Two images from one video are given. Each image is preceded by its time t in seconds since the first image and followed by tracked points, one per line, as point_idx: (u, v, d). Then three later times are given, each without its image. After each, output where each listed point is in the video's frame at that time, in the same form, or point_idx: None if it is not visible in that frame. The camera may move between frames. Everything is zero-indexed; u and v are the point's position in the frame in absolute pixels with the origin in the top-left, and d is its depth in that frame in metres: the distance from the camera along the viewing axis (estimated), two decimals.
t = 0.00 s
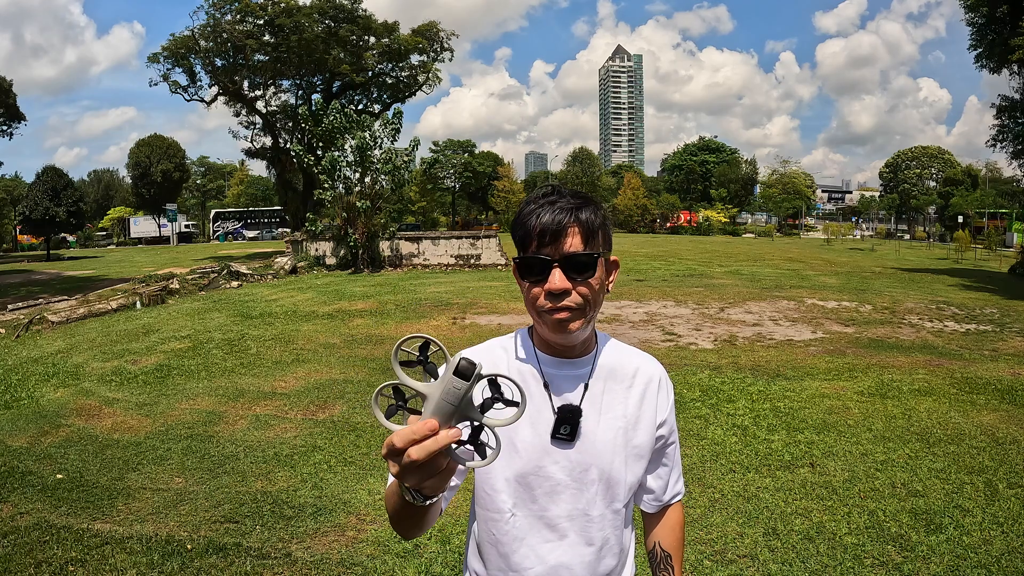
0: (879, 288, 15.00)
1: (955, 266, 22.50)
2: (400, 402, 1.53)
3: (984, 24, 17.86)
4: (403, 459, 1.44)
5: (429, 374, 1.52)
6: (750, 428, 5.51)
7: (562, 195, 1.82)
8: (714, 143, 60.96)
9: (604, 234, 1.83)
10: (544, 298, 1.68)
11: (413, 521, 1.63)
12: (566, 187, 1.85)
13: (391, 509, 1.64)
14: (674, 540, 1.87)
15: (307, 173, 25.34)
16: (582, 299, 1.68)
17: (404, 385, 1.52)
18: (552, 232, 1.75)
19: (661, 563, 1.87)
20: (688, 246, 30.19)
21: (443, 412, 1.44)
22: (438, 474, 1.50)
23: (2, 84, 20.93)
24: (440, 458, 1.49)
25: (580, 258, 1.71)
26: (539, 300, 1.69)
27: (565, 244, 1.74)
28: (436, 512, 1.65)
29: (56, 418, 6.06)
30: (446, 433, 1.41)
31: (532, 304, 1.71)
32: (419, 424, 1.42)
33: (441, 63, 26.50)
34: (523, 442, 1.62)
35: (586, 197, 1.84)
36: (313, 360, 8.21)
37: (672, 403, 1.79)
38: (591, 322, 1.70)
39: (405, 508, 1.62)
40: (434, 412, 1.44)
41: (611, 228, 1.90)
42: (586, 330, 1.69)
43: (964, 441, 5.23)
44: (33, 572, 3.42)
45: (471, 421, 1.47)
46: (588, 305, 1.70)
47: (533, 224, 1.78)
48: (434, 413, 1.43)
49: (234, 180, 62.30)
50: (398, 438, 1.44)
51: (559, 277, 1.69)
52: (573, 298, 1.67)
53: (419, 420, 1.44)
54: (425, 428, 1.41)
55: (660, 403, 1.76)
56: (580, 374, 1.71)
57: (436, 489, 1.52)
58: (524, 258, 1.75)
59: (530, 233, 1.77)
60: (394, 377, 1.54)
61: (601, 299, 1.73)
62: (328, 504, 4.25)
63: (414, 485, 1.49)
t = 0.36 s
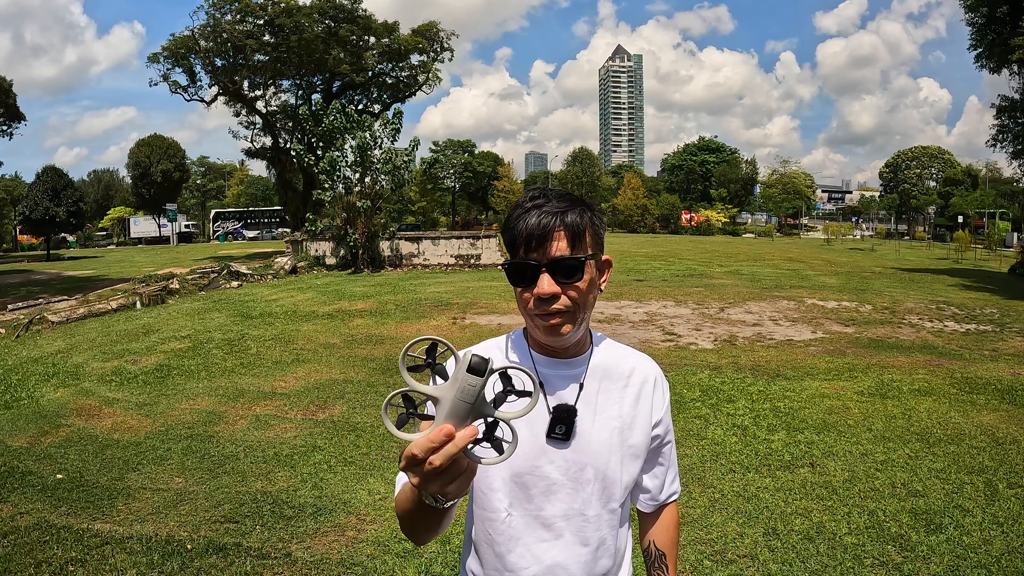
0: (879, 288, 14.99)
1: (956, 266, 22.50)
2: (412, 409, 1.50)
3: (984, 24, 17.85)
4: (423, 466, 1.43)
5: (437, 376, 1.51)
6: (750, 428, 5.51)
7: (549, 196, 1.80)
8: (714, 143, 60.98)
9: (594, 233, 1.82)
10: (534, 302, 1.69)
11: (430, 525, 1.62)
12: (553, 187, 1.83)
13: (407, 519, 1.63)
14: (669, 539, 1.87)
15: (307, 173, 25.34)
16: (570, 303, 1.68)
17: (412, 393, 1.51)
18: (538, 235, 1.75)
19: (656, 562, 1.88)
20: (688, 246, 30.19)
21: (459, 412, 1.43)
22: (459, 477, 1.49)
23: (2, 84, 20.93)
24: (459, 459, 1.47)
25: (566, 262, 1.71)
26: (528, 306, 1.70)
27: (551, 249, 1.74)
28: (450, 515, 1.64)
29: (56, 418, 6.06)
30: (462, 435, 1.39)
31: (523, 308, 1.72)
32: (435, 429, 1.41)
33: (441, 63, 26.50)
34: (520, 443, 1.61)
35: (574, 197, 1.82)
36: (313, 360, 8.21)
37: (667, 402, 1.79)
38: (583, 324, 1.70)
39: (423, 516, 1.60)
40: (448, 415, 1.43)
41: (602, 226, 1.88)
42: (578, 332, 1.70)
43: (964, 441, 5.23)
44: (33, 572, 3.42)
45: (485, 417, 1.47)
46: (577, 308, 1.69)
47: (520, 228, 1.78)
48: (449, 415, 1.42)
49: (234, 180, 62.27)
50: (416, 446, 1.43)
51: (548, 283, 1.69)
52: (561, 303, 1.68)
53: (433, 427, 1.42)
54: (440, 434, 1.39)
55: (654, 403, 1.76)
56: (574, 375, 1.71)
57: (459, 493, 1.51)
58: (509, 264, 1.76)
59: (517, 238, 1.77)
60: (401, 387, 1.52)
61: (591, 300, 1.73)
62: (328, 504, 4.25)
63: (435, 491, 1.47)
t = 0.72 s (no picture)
0: (879, 288, 14.99)
1: (955, 266, 22.50)
2: (358, 386, 1.52)
3: (984, 24, 17.84)
4: (387, 440, 1.39)
5: (372, 346, 1.50)
6: (750, 428, 5.51)
7: (583, 198, 1.82)
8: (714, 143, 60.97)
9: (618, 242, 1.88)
10: (566, 299, 1.67)
11: (410, 516, 1.58)
12: (584, 191, 1.85)
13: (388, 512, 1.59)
14: (667, 535, 1.88)
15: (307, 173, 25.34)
16: (601, 303, 1.70)
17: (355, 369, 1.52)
18: (579, 234, 1.74)
19: (655, 558, 1.88)
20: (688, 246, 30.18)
21: (404, 373, 1.41)
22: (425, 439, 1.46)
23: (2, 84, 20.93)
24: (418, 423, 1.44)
25: (604, 264, 1.73)
26: (560, 300, 1.67)
27: (590, 249, 1.74)
28: (426, 506, 1.59)
29: (56, 418, 6.06)
30: (415, 394, 1.38)
31: (550, 303, 1.68)
32: (388, 396, 1.38)
33: (441, 63, 26.50)
34: (522, 444, 1.61)
35: (604, 203, 1.86)
36: (313, 360, 8.21)
37: (665, 399, 1.81)
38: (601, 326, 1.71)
39: (404, 504, 1.56)
40: (395, 379, 1.42)
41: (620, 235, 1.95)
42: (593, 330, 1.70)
43: (964, 441, 5.23)
44: (33, 572, 3.42)
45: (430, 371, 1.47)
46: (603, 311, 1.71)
47: (558, 224, 1.76)
48: (396, 379, 1.41)
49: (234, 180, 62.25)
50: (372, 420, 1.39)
51: (583, 280, 1.68)
52: (594, 302, 1.68)
53: (385, 393, 1.40)
54: (394, 398, 1.36)
55: (653, 399, 1.77)
56: (576, 375, 1.70)
57: (427, 460, 1.47)
58: (545, 257, 1.72)
59: (555, 232, 1.75)
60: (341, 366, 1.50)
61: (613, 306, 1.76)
62: (327, 504, 4.25)
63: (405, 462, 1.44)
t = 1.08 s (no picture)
0: (879, 288, 15.00)
1: (955, 266, 22.49)
2: (356, 397, 1.52)
3: (984, 24, 17.84)
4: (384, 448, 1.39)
5: (369, 356, 1.48)
6: (750, 428, 5.52)
7: (590, 199, 1.82)
8: (714, 143, 61.05)
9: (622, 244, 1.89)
10: (573, 298, 1.67)
11: (405, 513, 1.57)
12: (586, 190, 1.85)
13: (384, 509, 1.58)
14: (665, 532, 1.88)
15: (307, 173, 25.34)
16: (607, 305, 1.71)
17: (352, 378, 1.51)
18: (587, 236, 1.74)
19: (653, 556, 1.89)
20: (688, 246, 30.19)
21: (403, 384, 1.39)
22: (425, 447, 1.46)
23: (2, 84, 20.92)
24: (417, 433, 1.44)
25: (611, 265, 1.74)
26: (566, 301, 1.67)
27: (597, 250, 1.75)
28: (422, 502, 1.59)
29: (56, 418, 6.06)
30: (414, 405, 1.37)
31: (556, 304, 1.68)
32: (385, 406, 1.37)
33: (441, 63, 26.50)
34: (523, 442, 1.60)
35: (609, 206, 1.87)
36: (313, 360, 8.20)
37: (665, 399, 1.81)
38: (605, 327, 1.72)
39: (400, 504, 1.56)
40: (394, 390, 1.38)
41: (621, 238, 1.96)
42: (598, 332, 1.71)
43: (964, 441, 5.23)
44: (33, 572, 3.42)
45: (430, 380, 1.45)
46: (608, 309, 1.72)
47: (565, 224, 1.75)
48: (393, 389, 1.38)
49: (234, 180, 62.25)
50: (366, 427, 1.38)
51: (591, 280, 1.69)
52: (600, 302, 1.68)
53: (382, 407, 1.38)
54: (393, 409, 1.35)
55: (653, 399, 1.78)
56: (577, 374, 1.70)
57: (426, 469, 1.48)
58: (553, 257, 1.71)
59: (561, 233, 1.74)
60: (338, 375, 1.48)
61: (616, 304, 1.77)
62: (327, 504, 4.25)
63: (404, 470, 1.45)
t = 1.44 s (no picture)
0: (879, 288, 14.99)
1: (956, 266, 22.48)
2: (403, 407, 1.52)
3: (984, 24, 17.83)
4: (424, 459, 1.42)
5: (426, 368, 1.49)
6: (750, 428, 5.51)
7: (565, 195, 1.82)
8: (714, 143, 61.06)
9: (605, 236, 1.85)
10: (547, 295, 1.68)
11: (417, 517, 1.60)
12: (569, 188, 1.85)
13: (391, 511, 1.60)
14: (669, 535, 1.88)
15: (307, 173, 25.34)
16: (583, 298, 1.69)
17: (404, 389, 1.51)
18: (558, 231, 1.75)
19: (656, 558, 1.88)
20: (688, 246, 30.18)
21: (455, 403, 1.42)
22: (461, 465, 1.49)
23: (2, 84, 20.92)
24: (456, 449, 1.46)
25: (583, 257, 1.72)
26: (540, 297, 1.69)
27: (570, 243, 1.74)
28: (429, 506, 1.59)
29: (56, 418, 6.06)
30: (465, 422, 1.40)
31: (533, 300, 1.71)
32: (435, 420, 1.39)
33: (441, 63, 26.50)
34: (520, 444, 1.61)
35: (588, 199, 1.84)
36: (313, 360, 8.21)
37: (664, 399, 1.80)
38: (588, 322, 1.71)
39: (415, 509, 1.58)
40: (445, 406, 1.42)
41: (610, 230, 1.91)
42: (583, 329, 1.70)
43: (964, 441, 5.23)
44: (33, 572, 3.42)
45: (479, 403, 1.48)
46: (588, 304, 1.70)
47: (537, 222, 1.77)
48: (445, 407, 1.41)
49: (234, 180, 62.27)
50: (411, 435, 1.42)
51: (563, 276, 1.69)
52: (574, 298, 1.68)
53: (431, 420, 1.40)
54: (442, 424, 1.37)
55: (652, 399, 1.77)
56: (572, 375, 1.71)
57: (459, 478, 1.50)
58: (526, 256, 1.74)
59: (534, 231, 1.77)
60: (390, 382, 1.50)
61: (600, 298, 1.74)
62: (327, 504, 4.25)
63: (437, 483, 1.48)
